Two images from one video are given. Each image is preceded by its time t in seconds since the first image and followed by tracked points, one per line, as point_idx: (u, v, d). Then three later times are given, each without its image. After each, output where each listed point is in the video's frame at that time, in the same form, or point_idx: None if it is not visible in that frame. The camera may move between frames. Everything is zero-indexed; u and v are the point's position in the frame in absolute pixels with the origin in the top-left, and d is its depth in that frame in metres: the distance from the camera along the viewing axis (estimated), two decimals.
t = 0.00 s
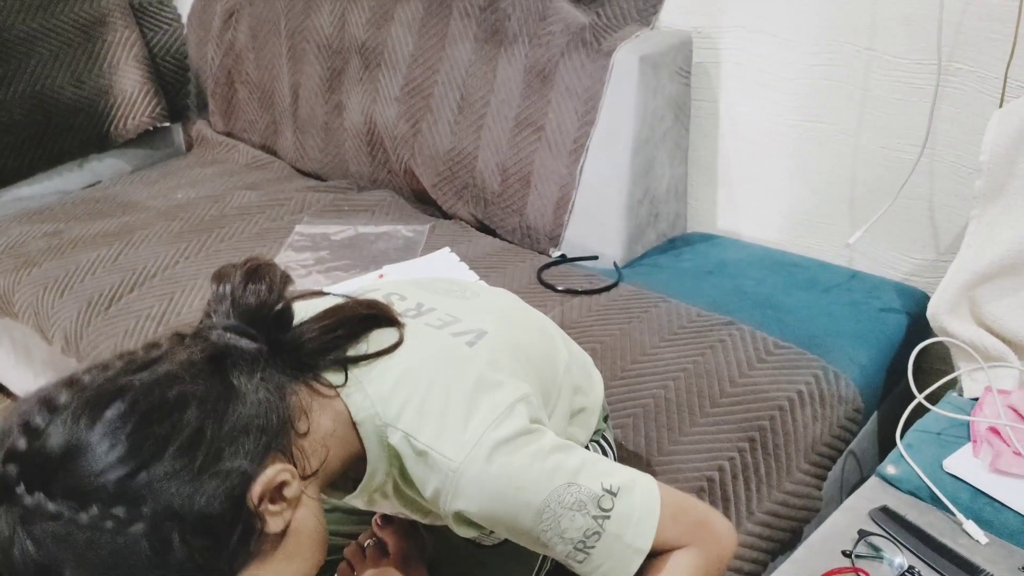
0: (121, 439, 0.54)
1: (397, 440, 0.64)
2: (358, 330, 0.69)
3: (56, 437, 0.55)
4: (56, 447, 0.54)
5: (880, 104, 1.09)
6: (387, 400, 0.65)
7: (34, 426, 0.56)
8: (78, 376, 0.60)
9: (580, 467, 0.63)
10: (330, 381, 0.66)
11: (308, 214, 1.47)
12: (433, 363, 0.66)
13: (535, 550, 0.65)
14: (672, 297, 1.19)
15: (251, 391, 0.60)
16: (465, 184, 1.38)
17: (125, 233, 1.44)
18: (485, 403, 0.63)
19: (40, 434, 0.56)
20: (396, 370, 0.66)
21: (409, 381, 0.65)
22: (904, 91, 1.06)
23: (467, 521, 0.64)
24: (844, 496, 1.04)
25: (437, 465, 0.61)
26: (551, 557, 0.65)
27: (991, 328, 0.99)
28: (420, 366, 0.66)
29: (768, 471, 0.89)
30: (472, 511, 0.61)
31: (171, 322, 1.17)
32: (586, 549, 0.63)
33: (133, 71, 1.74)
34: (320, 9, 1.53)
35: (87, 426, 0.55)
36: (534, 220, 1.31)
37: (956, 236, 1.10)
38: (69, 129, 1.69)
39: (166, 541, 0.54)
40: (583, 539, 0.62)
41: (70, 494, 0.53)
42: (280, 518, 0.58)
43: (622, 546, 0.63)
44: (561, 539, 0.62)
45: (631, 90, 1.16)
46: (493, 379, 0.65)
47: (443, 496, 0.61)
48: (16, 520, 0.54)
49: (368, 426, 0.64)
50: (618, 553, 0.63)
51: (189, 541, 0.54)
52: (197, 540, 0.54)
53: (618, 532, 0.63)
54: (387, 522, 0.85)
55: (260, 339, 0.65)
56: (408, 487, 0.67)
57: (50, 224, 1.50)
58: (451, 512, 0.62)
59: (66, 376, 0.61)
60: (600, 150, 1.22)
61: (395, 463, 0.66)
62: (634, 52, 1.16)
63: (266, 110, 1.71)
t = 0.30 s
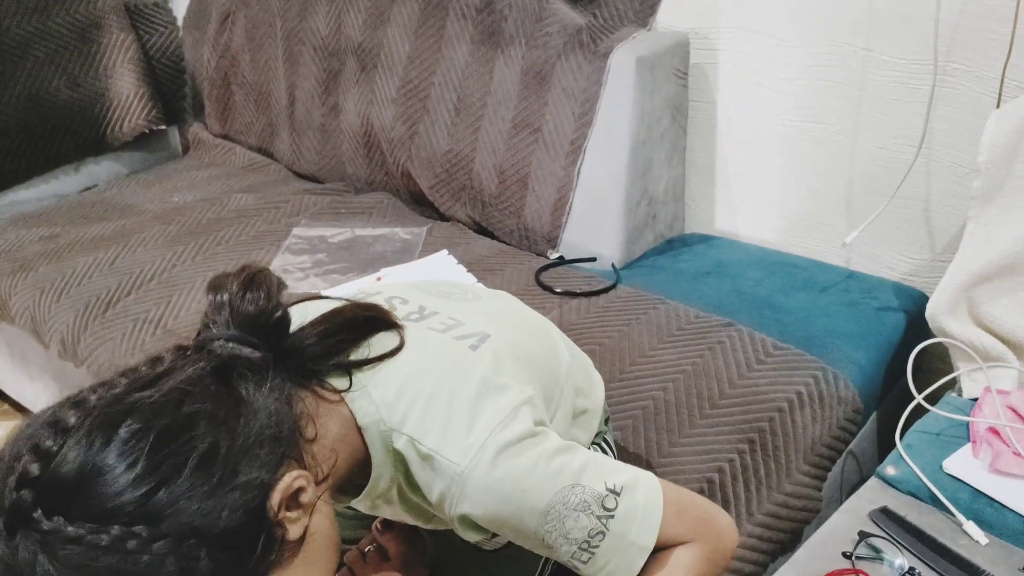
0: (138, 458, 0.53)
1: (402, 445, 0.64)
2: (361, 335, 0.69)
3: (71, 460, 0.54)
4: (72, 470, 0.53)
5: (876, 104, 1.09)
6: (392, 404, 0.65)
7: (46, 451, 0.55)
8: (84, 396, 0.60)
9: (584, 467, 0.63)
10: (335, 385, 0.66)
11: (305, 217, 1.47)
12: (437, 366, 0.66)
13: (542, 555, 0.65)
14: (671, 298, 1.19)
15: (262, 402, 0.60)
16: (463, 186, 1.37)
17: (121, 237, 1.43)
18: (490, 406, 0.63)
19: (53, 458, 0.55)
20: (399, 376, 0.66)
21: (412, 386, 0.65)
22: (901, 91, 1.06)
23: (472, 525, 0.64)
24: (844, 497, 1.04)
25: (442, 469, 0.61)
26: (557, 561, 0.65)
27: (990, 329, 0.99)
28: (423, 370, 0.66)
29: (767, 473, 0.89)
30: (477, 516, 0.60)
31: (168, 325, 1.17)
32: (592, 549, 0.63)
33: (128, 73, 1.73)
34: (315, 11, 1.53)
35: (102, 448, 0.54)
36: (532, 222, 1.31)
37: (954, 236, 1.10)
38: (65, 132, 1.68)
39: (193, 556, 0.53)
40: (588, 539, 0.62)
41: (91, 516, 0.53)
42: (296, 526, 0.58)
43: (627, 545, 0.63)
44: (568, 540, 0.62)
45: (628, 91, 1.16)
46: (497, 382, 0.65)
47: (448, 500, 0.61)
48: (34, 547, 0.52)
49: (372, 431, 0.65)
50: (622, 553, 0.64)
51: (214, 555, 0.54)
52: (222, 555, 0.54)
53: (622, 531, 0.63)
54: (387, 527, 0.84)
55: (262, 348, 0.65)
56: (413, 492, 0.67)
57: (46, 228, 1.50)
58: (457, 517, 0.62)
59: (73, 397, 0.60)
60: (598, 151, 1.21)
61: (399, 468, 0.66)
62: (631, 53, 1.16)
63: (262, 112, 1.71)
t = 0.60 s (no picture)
0: (161, 419, 0.54)
1: (407, 420, 0.64)
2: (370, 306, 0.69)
3: (94, 420, 0.54)
4: (96, 431, 0.54)
5: (870, 102, 1.10)
6: (398, 379, 0.65)
7: (66, 411, 0.55)
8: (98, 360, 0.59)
9: (586, 447, 0.64)
10: (341, 357, 0.66)
11: (300, 216, 1.47)
12: (444, 345, 0.67)
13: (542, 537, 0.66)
14: (667, 296, 1.19)
15: (278, 366, 0.59)
16: (458, 186, 1.38)
17: (116, 237, 1.43)
18: (495, 383, 0.64)
19: (73, 419, 0.55)
20: (405, 353, 0.67)
21: (419, 363, 0.66)
22: (895, 89, 1.07)
23: (473, 501, 0.64)
24: (839, 493, 1.05)
25: (448, 442, 0.62)
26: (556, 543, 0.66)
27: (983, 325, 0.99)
28: (430, 348, 0.67)
29: (762, 469, 0.89)
30: (481, 490, 0.61)
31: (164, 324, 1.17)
32: (592, 531, 0.64)
33: (123, 73, 1.73)
34: (310, 10, 1.53)
35: (125, 409, 0.54)
36: (527, 220, 1.31)
37: (948, 233, 1.10)
38: (60, 133, 1.69)
39: (222, 510, 0.53)
40: (589, 520, 0.63)
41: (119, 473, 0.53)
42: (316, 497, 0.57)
43: (626, 528, 0.64)
44: (569, 520, 0.63)
45: (623, 89, 1.17)
46: (501, 361, 0.66)
47: (451, 475, 0.62)
48: (61, 507, 0.53)
49: (378, 405, 0.65)
50: (622, 537, 0.64)
51: (243, 513, 0.54)
52: (249, 512, 0.54)
53: (623, 513, 0.64)
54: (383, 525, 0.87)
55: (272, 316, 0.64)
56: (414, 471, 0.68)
57: (41, 228, 1.50)
58: (461, 492, 0.63)
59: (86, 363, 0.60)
60: (593, 149, 1.22)
61: (404, 444, 0.67)
62: (626, 52, 1.16)
63: (257, 111, 1.71)
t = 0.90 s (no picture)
0: (224, 279, 0.54)
1: (430, 350, 0.66)
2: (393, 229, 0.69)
3: (152, 281, 0.53)
4: (150, 293, 0.53)
5: (865, 102, 1.09)
6: (421, 309, 0.67)
7: (122, 271, 0.55)
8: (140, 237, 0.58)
9: (600, 387, 0.64)
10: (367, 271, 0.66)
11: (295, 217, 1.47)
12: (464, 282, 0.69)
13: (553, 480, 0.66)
14: (661, 297, 1.19)
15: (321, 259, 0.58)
16: (453, 186, 1.37)
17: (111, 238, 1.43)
18: (515, 319, 0.65)
19: (129, 279, 0.54)
20: (428, 289, 0.68)
21: (441, 300, 0.67)
22: (889, 88, 1.07)
23: (491, 434, 0.65)
24: (833, 493, 1.05)
25: (469, 369, 0.63)
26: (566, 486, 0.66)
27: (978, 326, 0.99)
28: (450, 286, 0.69)
29: (757, 470, 0.89)
30: (501, 418, 0.62)
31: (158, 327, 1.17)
32: (606, 469, 0.64)
33: (117, 73, 1.72)
34: (304, 11, 1.53)
35: (183, 272, 0.54)
36: (522, 221, 1.31)
37: (943, 234, 1.10)
38: (54, 133, 1.69)
39: (283, 370, 0.53)
40: (603, 457, 0.63)
41: (176, 330, 0.52)
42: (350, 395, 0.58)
43: (637, 469, 0.65)
44: (584, 456, 0.63)
45: (618, 89, 1.16)
46: (522, 303, 0.68)
47: (472, 402, 0.64)
48: (115, 361, 0.52)
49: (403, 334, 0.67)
50: (636, 477, 0.65)
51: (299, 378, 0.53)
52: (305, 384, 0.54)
53: (632, 455, 0.64)
54: (377, 527, 0.82)
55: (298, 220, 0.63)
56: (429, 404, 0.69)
57: (35, 229, 1.49)
58: (480, 419, 0.64)
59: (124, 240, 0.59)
60: (588, 149, 1.22)
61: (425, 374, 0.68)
62: (620, 52, 1.16)
63: (252, 112, 1.70)
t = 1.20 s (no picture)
0: (331, 107, 0.54)
1: (478, 259, 0.66)
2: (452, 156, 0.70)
3: (266, 95, 0.53)
4: (263, 98, 0.53)
5: (862, 102, 1.10)
6: (471, 225, 0.67)
7: (235, 87, 0.54)
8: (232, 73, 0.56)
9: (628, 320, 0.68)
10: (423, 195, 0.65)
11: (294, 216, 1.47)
12: (506, 213, 0.70)
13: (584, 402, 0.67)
14: (660, 296, 1.19)
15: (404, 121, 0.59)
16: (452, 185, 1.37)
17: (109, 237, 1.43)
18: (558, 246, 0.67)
19: (245, 91, 0.54)
20: (476, 209, 0.69)
21: (490, 221, 0.68)
22: (887, 89, 1.07)
23: (531, 351, 0.66)
24: (831, 492, 1.05)
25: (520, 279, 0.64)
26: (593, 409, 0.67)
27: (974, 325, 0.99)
28: (493, 212, 0.69)
29: (755, 469, 0.89)
30: (551, 326, 0.64)
31: (156, 326, 1.17)
32: (631, 397, 0.66)
33: (114, 73, 1.72)
34: (303, 11, 1.53)
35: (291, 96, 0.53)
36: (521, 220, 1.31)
37: (940, 234, 1.11)
38: (50, 134, 1.69)
39: (385, 193, 0.54)
40: (628, 383, 0.65)
41: (290, 126, 0.52)
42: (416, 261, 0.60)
43: (652, 405, 0.67)
44: (611, 378, 0.65)
45: (615, 89, 1.17)
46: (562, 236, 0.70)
47: (518, 313, 0.64)
48: (231, 150, 0.51)
49: (457, 245, 0.66)
50: (658, 406, 0.67)
51: (397, 210, 0.55)
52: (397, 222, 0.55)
53: (653, 385, 0.66)
54: (381, 528, 0.80)
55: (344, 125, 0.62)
56: (473, 321, 0.67)
57: (32, 228, 1.49)
58: (527, 327, 0.64)
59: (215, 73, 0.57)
60: (586, 149, 1.22)
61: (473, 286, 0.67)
62: (618, 52, 1.16)
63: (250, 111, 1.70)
